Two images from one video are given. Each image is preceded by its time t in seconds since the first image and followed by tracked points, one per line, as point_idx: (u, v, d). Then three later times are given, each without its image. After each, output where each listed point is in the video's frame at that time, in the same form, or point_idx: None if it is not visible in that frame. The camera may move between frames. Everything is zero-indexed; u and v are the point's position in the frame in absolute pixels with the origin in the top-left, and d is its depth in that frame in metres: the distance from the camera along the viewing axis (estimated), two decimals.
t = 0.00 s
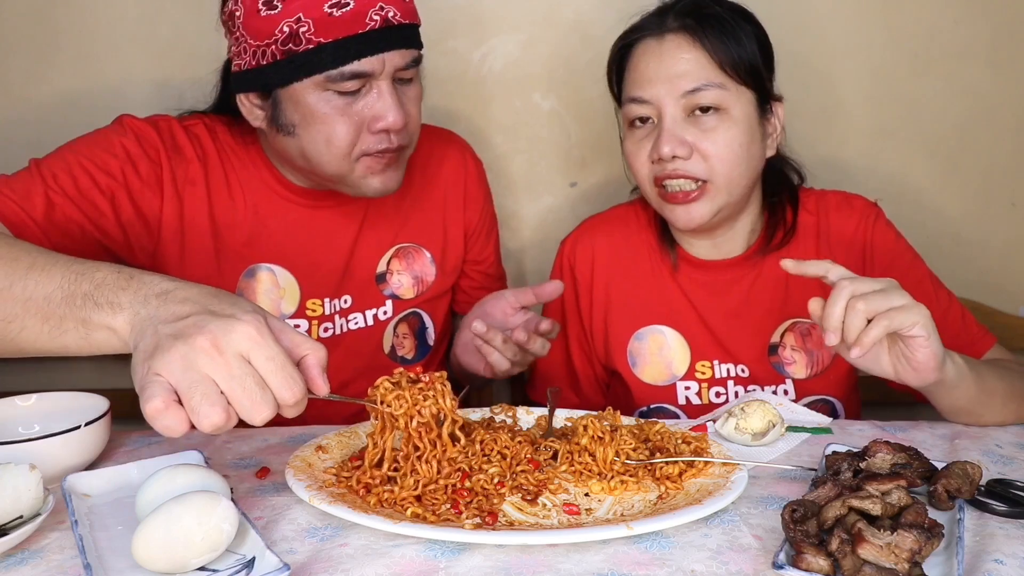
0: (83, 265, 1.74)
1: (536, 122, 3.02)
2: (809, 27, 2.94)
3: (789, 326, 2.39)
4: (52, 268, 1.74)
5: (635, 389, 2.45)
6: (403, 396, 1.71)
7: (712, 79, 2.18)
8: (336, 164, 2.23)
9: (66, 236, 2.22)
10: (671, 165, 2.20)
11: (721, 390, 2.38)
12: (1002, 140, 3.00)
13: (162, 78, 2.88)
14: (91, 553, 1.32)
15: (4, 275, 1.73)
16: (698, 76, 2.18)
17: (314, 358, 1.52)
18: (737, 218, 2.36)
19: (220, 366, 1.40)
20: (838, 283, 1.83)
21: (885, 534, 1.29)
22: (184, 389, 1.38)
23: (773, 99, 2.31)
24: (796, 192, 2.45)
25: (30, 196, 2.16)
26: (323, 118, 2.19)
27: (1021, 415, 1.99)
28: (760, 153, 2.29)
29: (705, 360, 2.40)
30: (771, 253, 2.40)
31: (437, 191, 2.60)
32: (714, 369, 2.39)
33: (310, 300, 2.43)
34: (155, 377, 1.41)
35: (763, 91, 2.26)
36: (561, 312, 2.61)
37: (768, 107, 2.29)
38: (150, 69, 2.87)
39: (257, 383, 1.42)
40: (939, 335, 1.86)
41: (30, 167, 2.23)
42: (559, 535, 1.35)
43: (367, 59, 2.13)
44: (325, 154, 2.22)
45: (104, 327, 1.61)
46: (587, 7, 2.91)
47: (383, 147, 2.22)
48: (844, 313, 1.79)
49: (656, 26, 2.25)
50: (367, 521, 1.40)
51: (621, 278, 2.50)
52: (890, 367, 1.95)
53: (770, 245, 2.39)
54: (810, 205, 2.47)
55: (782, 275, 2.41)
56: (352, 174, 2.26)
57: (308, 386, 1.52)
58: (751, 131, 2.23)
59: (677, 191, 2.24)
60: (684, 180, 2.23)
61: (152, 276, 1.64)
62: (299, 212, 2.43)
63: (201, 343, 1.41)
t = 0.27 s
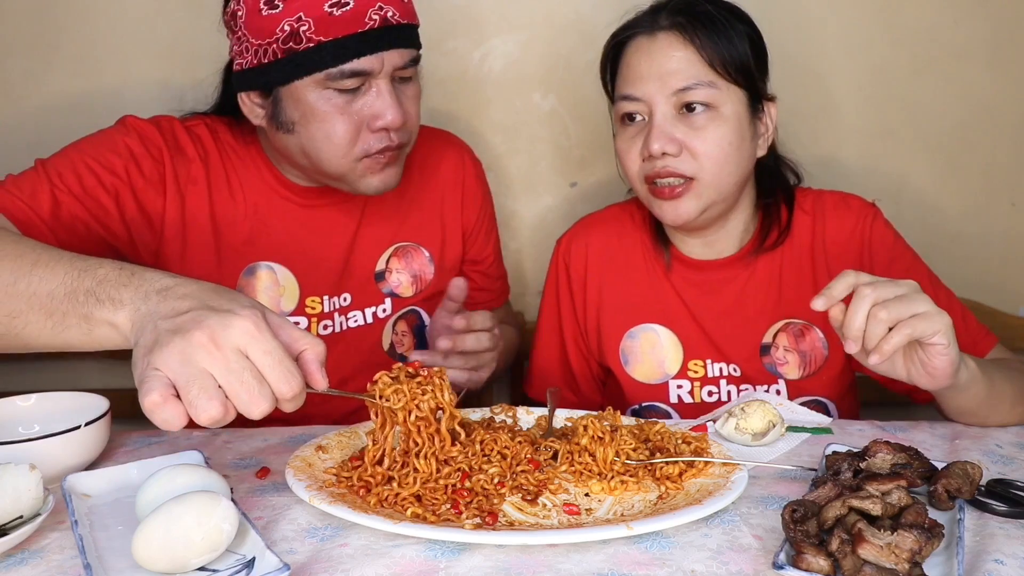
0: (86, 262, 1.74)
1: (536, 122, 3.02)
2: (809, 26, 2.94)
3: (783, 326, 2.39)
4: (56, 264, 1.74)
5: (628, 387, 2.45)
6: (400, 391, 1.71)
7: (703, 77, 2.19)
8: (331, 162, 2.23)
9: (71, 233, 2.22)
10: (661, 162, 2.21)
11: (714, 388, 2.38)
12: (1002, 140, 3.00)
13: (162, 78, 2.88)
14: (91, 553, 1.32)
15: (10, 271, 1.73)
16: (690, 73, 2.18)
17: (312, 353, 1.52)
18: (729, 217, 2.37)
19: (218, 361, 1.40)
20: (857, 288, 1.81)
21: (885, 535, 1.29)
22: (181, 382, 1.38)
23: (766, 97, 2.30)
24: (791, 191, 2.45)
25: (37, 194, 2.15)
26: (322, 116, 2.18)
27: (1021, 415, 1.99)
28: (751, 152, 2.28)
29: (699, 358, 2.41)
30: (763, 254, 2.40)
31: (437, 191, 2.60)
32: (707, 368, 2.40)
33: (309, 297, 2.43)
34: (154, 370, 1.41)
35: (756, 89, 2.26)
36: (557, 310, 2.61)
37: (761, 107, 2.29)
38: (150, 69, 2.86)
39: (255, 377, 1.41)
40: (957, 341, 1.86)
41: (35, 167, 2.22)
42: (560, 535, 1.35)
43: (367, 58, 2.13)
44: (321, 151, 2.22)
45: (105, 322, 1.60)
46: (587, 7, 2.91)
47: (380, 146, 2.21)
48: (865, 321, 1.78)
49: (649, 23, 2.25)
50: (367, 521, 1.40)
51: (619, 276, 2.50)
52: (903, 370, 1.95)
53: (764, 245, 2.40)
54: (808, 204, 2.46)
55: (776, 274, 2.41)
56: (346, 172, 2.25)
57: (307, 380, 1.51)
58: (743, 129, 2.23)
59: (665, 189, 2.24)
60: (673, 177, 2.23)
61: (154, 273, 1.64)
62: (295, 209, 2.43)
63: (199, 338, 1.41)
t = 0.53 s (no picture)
0: (91, 255, 1.74)
1: (536, 122, 3.02)
2: (809, 26, 2.94)
3: (781, 326, 2.39)
4: (61, 258, 1.75)
5: (628, 385, 2.45)
6: (401, 383, 1.72)
7: (694, 79, 2.18)
8: (345, 158, 2.24)
9: (75, 230, 2.22)
10: (651, 162, 2.21)
11: (713, 387, 2.38)
12: (1002, 140, 3.00)
13: (161, 78, 2.87)
14: (91, 553, 1.32)
15: (15, 263, 1.74)
16: (681, 75, 2.18)
17: (313, 346, 1.52)
18: (725, 217, 2.37)
19: (220, 353, 1.40)
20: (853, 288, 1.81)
21: (885, 535, 1.29)
22: (184, 373, 1.38)
23: (764, 98, 2.31)
24: (792, 191, 2.45)
25: (42, 192, 2.15)
26: (336, 111, 2.19)
27: (1022, 415, 1.99)
28: (744, 154, 2.28)
29: (699, 357, 2.41)
30: (763, 253, 2.40)
31: (438, 190, 2.60)
32: (706, 366, 2.40)
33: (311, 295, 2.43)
34: (156, 361, 1.41)
35: (750, 91, 2.25)
36: (556, 309, 2.60)
37: (755, 109, 2.28)
38: (149, 69, 2.86)
39: (257, 368, 1.41)
40: (952, 341, 1.86)
41: (40, 165, 2.22)
42: (560, 535, 1.35)
43: (377, 47, 2.15)
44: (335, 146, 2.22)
45: (109, 316, 1.61)
46: (586, 7, 2.91)
47: (393, 136, 2.23)
48: (859, 321, 1.78)
49: (645, 22, 2.25)
50: (367, 521, 1.40)
51: (619, 275, 2.50)
52: (899, 369, 1.95)
53: (763, 245, 2.40)
54: (808, 205, 2.45)
55: (775, 274, 2.41)
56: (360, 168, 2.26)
57: (308, 373, 1.52)
58: (734, 131, 2.23)
59: (656, 189, 2.24)
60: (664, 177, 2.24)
61: (157, 267, 1.64)
62: (296, 208, 2.43)
63: (201, 330, 1.40)
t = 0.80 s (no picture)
0: (98, 260, 1.74)
1: (536, 122, 3.02)
2: (810, 26, 2.94)
3: (779, 326, 2.39)
4: (68, 263, 1.75)
5: (627, 384, 2.45)
6: (402, 389, 1.72)
7: (691, 82, 2.18)
8: (349, 152, 2.23)
9: (79, 231, 2.22)
10: (648, 162, 2.22)
11: (711, 385, 2.38)
12: (1002, 140, 3.00)
13: (161, 77, 2.87)
14: (91, 553, 1.32)
15: (20, 267, 1.74)
16: (679, 77, 2.18)
17: (315, 352, 1.52)
18: (724, 218, 2.38)
19: (223, 360, 1.40)
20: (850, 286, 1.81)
21: (885, 535, 1.29)
22: (189, 381, 1.38)
23: (766, 100, 2.30)
24: (794, 193, 2.45)
25: (46, 193, 2.15)
26: (338, 103, 2.19)
27: (1021, 415, 1.99)
28: (742, 157, 2.27)
29: (697, 355, 2.41)
30: (760, 258, 2.39)
31: (438, 189, 2.61)
32: (705, 365, 2.40)
33: (311, 293, 2.43)
34: (161, 368, 1.41)
35: (750, 94, 2.24)
36: (555, 308, 2.60)
37: (754, 113, 2.28)
38: (149, 70, 2.86)
39: (259, 374, 1.41)
40: (949, 340, 1.86)
41: (43, 166, 2.22)
42: (560, 535, 1.35)
43: (377, 39, 2.17)
44: (338, 140, 2.22)
45: (114, 320, 1.60)
46: (587, 7, 2.91)
47: (395, 128, 2.24)
48: (857, 320, 1.78)
49: (649, 23, 2.26)
50: (367, 521, 1.40)
51: (619, 275, 2.50)
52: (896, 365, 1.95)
53: (764, 245, 2.39)
54: (809, 206, 2.45)
55: (775, 274, 2.40)
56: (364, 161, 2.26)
57: (309, 379, 1.52)
58: (732, 134, 2.22)
59: (652, 188, 2.25)
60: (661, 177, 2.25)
61: (162, 272, 1.64)
62: (298, 207, 2.43)
63: (205, 337, 1.40)
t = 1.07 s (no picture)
0: (93, 255, 1.74)
1: (536, 122, 3.02)
2: (810, 26, 2.94)
3: (779, 327, 2.39)
4: (62, 258, 1.74)
5: (627, 385, 2.45)
6: (395, 385, 1.71)
7: (700, 76, 2.19)
8: (332, 149, 2.23)
9: (80, 229, 2.22)
10: (653, 157, 2.21)
11: (712, 387, 2.38)
12: (1002, 139, 3.00)
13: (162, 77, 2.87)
14: (91, 553, 1.32)
15: (16, 264, 1.73)
16: (688, 71, 2.19)
17: (307, 348, 1.51)
18: (725, 217, 2.38)
19: (212, 355, 1.40)
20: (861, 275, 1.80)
21: (885, 534, 1.29)
22: (178, 376, 1.39)
23: (770, 102, 2.30)
24: (794, 193, 2.46)
25: (47, 191, 2.16)
26: (324, 101, 2.20)
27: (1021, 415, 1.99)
28: (746, 156, 2.27)
29: (697, 357, 2.41)
30: (760, 259, 2.39)
31: (438, 189, 2.61)
32: (705, 366, 2.40)
33: (308, 293, 2.43)
34: (150, 364, 1.41)
35: (755, 92, 2.25)
36: (555, 308, 2.60)
37: (760, 111, 2.28)
38: (149, 70, 2.86)
39: (249, 371, 1.41)
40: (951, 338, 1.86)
41: (44, 165, 2.23)
42: (560, 535, 1.35)
43: (366, 38, 2.16)
44: (322, 137, 2.22)
45: (107, 316, 1.60)
46: (586, 7, 2.91)
47: (382, 129, 2.23)
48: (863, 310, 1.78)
49: (656, 18, 2.26)
50: (367, 521, 1.40)
51: (618, 276, 2.50)
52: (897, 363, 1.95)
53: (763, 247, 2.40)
54: (808, 206, 2.45)
55: (774, 275, 2.40)
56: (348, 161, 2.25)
57: (301, 374, 1.51)
58: (737, 131, 2.23)
59: (655, 184, 2.24)
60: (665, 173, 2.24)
61: (155, 269, 1.63)
62: (298, 207, 2.44)
63: (194, 332, 1.40)
